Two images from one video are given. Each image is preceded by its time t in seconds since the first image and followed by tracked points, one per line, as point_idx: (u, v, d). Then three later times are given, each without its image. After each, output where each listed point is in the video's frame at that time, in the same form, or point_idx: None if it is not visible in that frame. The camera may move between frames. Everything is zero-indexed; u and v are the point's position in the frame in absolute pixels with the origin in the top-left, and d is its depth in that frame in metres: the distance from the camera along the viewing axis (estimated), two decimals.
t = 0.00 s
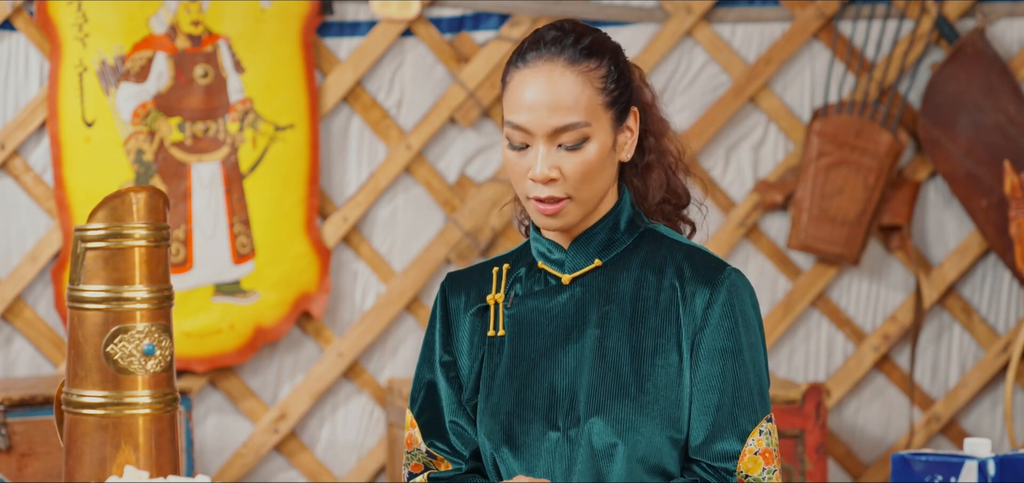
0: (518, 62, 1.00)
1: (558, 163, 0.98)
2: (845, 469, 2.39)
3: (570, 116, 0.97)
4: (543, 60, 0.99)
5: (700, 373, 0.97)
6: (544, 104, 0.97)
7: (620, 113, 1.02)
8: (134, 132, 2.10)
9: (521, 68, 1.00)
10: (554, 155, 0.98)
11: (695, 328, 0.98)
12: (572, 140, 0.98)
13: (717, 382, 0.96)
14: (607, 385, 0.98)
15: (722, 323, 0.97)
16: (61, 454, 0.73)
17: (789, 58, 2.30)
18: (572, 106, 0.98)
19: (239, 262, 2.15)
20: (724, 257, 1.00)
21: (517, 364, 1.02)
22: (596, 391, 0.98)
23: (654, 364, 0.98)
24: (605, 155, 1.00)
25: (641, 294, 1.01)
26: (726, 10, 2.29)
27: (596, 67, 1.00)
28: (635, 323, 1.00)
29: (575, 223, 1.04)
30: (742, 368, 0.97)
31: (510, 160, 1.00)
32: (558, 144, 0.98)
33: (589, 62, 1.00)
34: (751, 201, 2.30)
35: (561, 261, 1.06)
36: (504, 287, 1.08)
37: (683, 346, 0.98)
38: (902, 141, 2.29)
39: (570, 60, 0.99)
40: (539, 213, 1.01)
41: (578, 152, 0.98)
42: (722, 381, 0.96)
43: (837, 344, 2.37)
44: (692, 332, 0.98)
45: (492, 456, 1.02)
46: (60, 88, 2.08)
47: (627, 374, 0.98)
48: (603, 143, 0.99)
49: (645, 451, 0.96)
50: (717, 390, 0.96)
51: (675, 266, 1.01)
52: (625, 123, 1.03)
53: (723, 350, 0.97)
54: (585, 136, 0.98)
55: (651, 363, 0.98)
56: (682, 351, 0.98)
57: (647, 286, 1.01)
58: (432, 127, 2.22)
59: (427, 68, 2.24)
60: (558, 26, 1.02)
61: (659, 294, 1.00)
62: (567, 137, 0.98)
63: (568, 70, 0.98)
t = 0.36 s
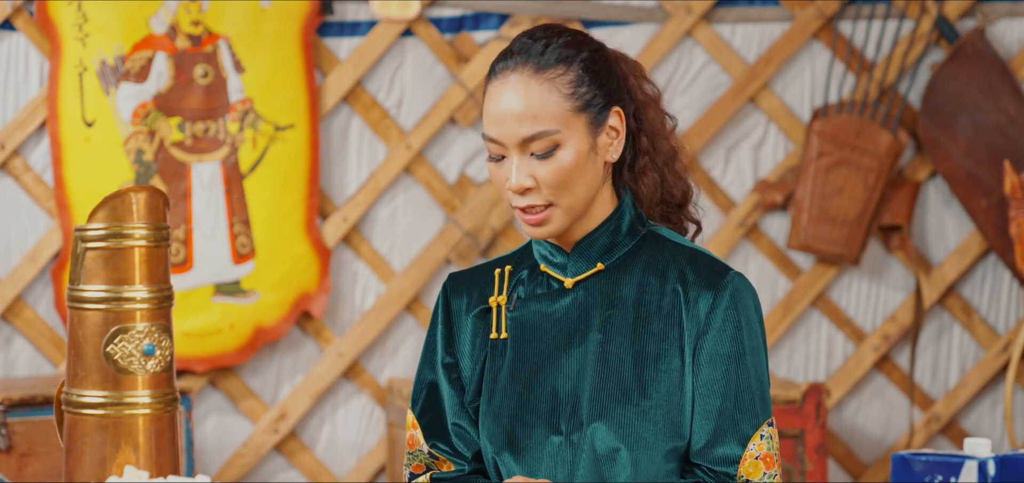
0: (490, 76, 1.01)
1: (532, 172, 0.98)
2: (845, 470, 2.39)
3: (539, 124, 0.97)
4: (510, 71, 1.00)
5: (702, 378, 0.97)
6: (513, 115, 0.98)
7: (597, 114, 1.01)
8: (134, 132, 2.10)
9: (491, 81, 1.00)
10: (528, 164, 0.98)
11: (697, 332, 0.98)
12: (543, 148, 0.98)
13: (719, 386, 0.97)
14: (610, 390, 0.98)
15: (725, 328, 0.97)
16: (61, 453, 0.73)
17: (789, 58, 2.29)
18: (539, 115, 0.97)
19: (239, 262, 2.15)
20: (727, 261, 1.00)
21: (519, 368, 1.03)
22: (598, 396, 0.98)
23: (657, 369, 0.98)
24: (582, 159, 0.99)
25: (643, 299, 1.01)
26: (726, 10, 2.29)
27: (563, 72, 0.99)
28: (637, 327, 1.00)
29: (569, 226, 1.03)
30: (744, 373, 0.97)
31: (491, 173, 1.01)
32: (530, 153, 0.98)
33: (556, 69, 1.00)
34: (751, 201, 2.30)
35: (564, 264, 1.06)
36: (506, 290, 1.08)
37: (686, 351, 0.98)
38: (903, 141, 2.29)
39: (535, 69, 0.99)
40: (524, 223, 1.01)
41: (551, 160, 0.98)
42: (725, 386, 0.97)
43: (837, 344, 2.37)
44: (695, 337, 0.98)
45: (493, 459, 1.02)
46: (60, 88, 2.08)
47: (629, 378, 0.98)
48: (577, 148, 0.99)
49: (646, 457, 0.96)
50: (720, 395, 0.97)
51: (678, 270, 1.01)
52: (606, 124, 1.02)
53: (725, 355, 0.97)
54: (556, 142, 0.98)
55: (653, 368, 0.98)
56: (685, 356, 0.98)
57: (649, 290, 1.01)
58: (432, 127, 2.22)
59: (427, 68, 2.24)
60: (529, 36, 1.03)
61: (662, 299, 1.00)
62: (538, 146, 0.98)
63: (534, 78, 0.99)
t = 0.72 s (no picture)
0: (478, 80, 1.01)
1: (523, 174, 0.98)
2: (845, 470, 2.39)
3: (528, 126, 0.97)
4: (497, 75, 1.00)
5: (699, 376, 0.97)
6: (502, 118, 0.97)
7: (587, 114, 1.01)
8: (134, 132, 2.10)
9: (480, 85, 1.00)
10: (518, 166, 0.98)
11: (693, 330, 0.98)
12: (533, 150, 0.98)
13: (716, 384, 0.97)
14: (607, 390, 0.98)
15: (720, 326, 0.98)
16: (61, 454, 0.73)
17: (789, 58, 2.30)
18: (528, 116, 0.97)
19: (239, 262, 2.15)
20: (722, 259, 1.00)
21: (516, 369, 1.03)
22: (596, 396, 0.99)
23: (654, 369, 0.98)
24: (572, 160, 0.99)
25: (639, 299, 1.01)
26: (726, 10, 2.29)
27: (551, 74, 0.99)
28: (634, 327, 1.00)
29: (562, 225, 1.03)
30: (741, 371, 0.97)
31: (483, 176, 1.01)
32: (520, 155, 0.98)
33: (544, 70, 1.00)
34: (751, 201, 2.30)
35: (559, 265, 1.06)
36: (503, 291, 1.08)
37: (683, 350, 0.98)
38: (902, 141, 2.29)
39: (523, 71, 0.99)
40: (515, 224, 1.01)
41: (540, 162, 0.98)
42: (722, 384, 0.97)
43: (837, 344, 2.37)
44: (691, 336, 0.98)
45: (492, 461, 1.02)
46: (60, 88, 2.08)
47: (627, 378, 0.98)
48: (567, 148, 0.99)
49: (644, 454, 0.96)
50: (717, 393, 0.97)
51: (673, 269, 1.01)
52: (596, 123, 1.02)
53: (722, 353, 0.97)
54: (546, 144, 0.98)
55: (650, 368, 0.98)
56: (681, 355, 0.98)
57: (645, 290, 1.01)
58: (432, 127, 2.22)
59: (427, 68, 2.24)
60: (516, 38, 1.03)
61: (657, 298, 1.00)
62: (527, 148, 0.98)
63: (522, 81, 0.99)
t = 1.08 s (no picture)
0: (493, 66, 1.01)
1: (534, 160, 0.98)
2: (845, 470, 2.39)
3: (543, 112, 0.98)
4: (515, 62, 1.00)
5: (700, 376, 0.97)
6: (517, 103, 0.98)
7: (599, 109, 1.02)
8: (134, 132, 2.10)
9: (495, 71, 1.01)
10: (530, 152, 0.98)
11: (695, 331, 0.98)
12: (546, 136, 0.98)
13: (717, 384, 0.97)
14: (609, 390, 0.98)
15: (722, 326, 0.98)
16: (61, 454, 0.73)
17: (789, 58, 2.30)
18: (544, 102, 0.98)
19: (239, 262, 2.15)
20: (723, 260, 1.00)
21: (517, 369, 1.02)
22: (598, 396, 0.99)
23: (655, 368, 0.98)
24: (583, 151, 0.99)
25: (640, 299, 1.01)
26: (727, 10, 2.29)
27: (569, 65, 1.00)
28: (635, 327, 1.00)
29: (565, 219, 1.03)
30: (742, 372, 0.97)
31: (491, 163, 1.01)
32: (533, 141, 0.98)
33: (562, 61, 1.00)
34: (751, 201, 2.30)
35: (560, 265, 1.06)
36: (503, 291, 1.08)
37: (684, 351, 0.98)
38: (902, 141, 2.29)
39: (541, 59, 1.00)
40: (520, 213, 1.00)
41: (553, 149, 0.98)
42: (723, 385, 0.97)
43: (837, 344, 2.37)
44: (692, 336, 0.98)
45: (492, 461, 1.02)
46: (60, 88, 2.08)
47: (628, 378, 0.98)
48: (580, 138, 0.99)
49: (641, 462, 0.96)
50: (718, 394, 0.97)
51: (673, 269, 1.01)
52: (606, 119, 1.03)
53: (723, 353, 0.97)
54: (559, 131, 0.98)
55: (651, 368, 0.98)
56: (682, 355, 0.98)
57: (646, 290, 1.01)
58: (432, 127, 2.22)
59: (426, 68, 2.24)
60: (532, 29, 1.03)
61: (658, 299, 1.00)
62: (541, 134, 0.98)
63: (540, 68, 0.99)
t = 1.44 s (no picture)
0: (525, 51, 1.02)
1: (562, 145, 0.98)
2: (845, 469, 2.39)
3: (575, 97, 0.99)
4: (550, 47, 1.00)
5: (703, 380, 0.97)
6: (550, 88, 0.99)
7: (624, 108, 1.03)
8: (134, 132, 2.10)
9: (528, 55, 1.01)
10: (558, 137, 0.98)
11: (699, 334, 0.98)
12: (576, 123, 0.99)
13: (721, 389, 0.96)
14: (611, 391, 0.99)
15: (726, 330, 0.97)
16: (61, 454, 0.72)
17: (789, 58, 2.30)
18: (576, 89, 0.99)
19: (239, 262, 2.15)
20: (728, 265, 1.00)
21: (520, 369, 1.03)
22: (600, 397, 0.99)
23: (658, 371, 0.99)
24: (608, 144, 1.00)
25: (644, 301, 1.01)
26: (726, 10, 2.29)
27: (602, 57, 1.01)
28: (638, 329, 1.00)
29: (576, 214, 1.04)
30: (747, 376, 0.96)
31: (513, 147, 1.01)
32: (562, 126, 0.99)
33: (595, 52, 1.01)
34: (751, 201, 2.30)
35: (565, 265, 1.06)
36: (507, 290, 1.08)
37: (688, 354, 0.98)
38: (902, 141, 2.29)
39: (576, 48, 1.00)
40: (539, 199, 1.00)
41: (581, 136, 0.99)
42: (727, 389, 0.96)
43: (837, 344, 2.37)
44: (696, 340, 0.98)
45: (494, 461, 1.02)
46: (60, 88, 2.08)
47: (631, 380, 0.99)
48: (607, 130, 1.00)
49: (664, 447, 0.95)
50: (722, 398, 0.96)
51: (678, 272, 1.01)
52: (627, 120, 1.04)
53: (727, 358, 0.97)
54: (589, 119, 0.99)
55: (654, 370, 0.99)
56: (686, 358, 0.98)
57: (650, 293, 1.01)
58: (432, 127, 2.22)
59: (426, 68, 2.24)
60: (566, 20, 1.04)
61: (663, 302, 1.00)
62: (572, 119, 0.99)
63: (575, 56, 1.00)
